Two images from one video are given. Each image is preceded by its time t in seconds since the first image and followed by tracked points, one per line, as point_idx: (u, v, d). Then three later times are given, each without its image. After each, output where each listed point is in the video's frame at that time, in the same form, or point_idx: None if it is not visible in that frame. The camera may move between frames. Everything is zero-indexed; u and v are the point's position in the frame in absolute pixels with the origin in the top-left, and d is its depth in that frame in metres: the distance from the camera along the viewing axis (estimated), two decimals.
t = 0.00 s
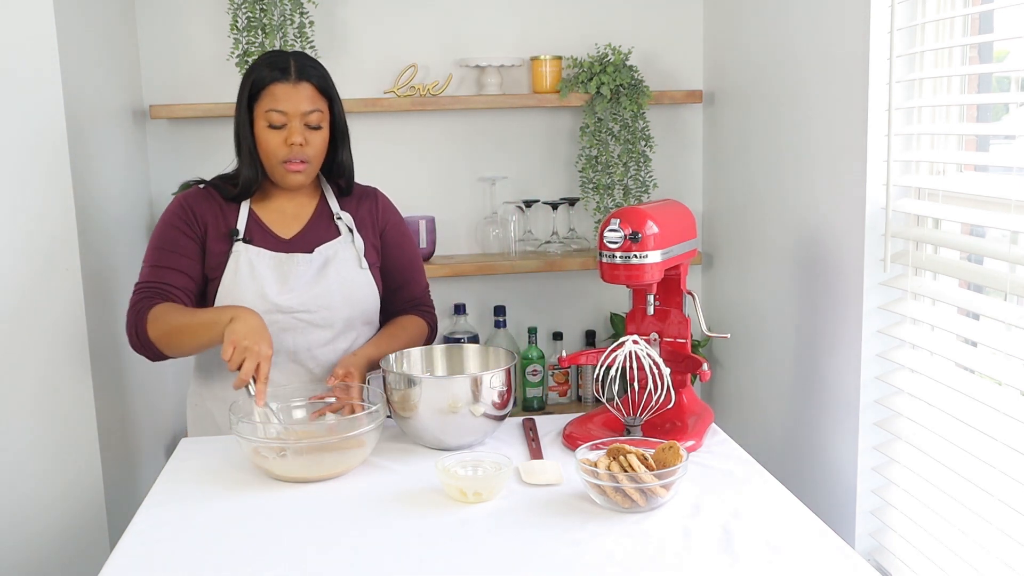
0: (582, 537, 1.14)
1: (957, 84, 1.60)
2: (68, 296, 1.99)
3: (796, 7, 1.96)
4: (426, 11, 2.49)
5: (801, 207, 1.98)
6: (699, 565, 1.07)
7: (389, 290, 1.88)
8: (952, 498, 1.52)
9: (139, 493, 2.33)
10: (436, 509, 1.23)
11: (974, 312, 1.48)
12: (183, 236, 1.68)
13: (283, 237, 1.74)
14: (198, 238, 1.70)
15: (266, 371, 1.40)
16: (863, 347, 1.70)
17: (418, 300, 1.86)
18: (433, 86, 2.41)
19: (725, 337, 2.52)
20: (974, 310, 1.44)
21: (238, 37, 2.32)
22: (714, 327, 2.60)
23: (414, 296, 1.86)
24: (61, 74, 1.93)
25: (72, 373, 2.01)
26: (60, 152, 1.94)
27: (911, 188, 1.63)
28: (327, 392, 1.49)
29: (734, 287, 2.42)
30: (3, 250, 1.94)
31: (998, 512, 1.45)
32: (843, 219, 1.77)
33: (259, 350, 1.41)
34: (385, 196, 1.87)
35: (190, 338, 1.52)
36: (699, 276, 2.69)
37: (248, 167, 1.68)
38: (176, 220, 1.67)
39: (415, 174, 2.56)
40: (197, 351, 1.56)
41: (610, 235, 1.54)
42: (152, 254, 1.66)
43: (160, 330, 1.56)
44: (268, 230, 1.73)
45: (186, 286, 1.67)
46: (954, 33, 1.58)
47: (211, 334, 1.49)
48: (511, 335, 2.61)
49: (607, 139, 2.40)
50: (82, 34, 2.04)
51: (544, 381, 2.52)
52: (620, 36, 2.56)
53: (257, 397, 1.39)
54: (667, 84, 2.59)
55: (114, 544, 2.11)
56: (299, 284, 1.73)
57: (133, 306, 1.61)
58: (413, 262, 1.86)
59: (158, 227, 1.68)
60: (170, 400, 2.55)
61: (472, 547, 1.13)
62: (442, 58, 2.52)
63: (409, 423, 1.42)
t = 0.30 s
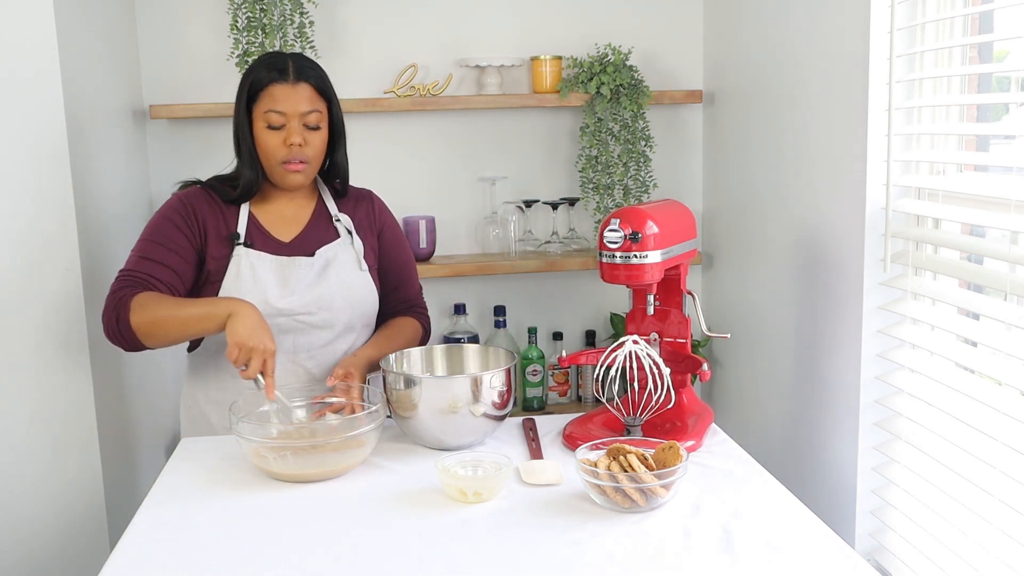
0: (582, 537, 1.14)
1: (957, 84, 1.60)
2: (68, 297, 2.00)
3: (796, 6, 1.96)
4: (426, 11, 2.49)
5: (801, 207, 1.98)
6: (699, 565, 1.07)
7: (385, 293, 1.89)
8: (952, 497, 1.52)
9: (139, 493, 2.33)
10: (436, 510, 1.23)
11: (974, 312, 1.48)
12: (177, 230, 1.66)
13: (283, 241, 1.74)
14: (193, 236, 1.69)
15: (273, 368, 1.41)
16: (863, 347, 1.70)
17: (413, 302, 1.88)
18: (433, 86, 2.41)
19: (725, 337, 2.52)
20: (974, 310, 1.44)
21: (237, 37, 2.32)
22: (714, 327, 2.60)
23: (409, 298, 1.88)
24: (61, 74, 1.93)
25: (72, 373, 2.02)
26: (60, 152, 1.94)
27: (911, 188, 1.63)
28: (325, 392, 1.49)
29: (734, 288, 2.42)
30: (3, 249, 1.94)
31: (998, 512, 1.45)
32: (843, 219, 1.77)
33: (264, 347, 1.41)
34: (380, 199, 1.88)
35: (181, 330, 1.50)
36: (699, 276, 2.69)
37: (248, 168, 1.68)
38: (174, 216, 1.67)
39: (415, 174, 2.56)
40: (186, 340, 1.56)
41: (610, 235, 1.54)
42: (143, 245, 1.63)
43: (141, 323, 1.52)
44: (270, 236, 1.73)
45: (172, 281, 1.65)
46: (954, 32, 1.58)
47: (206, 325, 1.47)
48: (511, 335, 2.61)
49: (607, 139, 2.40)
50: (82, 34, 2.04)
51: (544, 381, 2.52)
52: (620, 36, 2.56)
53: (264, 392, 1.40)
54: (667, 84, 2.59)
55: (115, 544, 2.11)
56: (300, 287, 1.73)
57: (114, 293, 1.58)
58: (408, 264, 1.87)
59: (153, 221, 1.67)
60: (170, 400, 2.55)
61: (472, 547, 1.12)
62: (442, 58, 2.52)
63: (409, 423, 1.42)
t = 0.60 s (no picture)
0: (582, 537, 1.14)
1: (957, 84, 1.60)
2: (68, 296, 2.00)
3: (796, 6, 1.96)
4: (426, 11, 2.49)
5: (801, 207, 1.98)
6: (699, 565, 1.07)
7: (383, 294, 1.89)
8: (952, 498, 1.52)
9: (139, 493, 2.33)
10: (436, 510, 1.23)
11: (974, 312, 1.48)
12: (186, 237, 1.66)
13: (280, 242, 1.74)
14: (199, 238, 1.68)
15: (307, 376, 1.39)
16: (863, 347, 1.70)
17: (410, 302, 1.88)
18: (433, 86, 2.41)
19: (725, 337, 2.52)
20: (974, 310, 1.44)
21: (237, 37, 2.31)
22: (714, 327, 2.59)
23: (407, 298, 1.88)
24: (61, 74, 1.93)
25: (72, 373, 2.02)
26: (60, 152, 1.94)
27: (911, 188, 1.63)
28: (325, 391, 1.48)
29: (734, 288, 2.42)
30: (3, 249, 1.94)
31: (998, 512, 1.45)
32: (843, 219, 1.77)
33: (296, 356, 1.40)
34: (376, 199, 1.88)
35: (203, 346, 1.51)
36: (699, 276, 2.69)
37: (247, 169, 1.68)
38: (177, 220, 1.66)
39: (416, 174, 2.56)
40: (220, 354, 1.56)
41: (610, 235, 1.54)
42: (154, 255, 1.63)
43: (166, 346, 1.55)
44: (266, 237, 1.73)
45: (192, 286, 1.65)
46: (954, 32, 1.58)
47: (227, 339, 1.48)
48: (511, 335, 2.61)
49: (607, 139, 2.40)
50: (82, 34, 2.04)
51: (544, 381, 2.52)
52: (620, 36, 2.56)
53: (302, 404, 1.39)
54: (667, 84, 2.59)
55: (115, 544, 2.11)
56: (296, 289, 1.73)
57: (140, 310, 1.58)
58: (405, 264, 1.87)
59: (157, 227, 1.66)
60: (170, 401, 2.55)
61: (472, 547, 1.12)
62: (442, 58, 2.52)
63: (409, 423, 1.42)
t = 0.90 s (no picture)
0: (582, 537, 1.14)
1: (957, 84, 1.60)
2: (68, 296, 1.99)
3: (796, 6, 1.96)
4: (426, 11, 2.49)
5: (801, 207, 1.98)
6: (699, 565, 1.07)
7: (382, 295, 1.89)
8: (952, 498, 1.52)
9: (138, 494, 2.33)
10: (436, 509, 1.23)
11: (974, 312, 1.48)
12: (173, 227, 1.66)
13: (278, 241, 1.74)
14: (188, 235, 1.69)
15: (254, 367, 1.40)
16: (863, 347, 1.70)
17: (409, 304, 1.87)
18: (433, 86, 2.41)
19: (725, 337, 2.52)
20: (974, 310, 1.44)
21: (237, 37, 2.31)
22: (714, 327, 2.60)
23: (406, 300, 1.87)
24: (61, 74, 1.93)
25: (71, 374, 2.02)
26: (61, 153, 1.94)
27: (911, 188, 1.63)
28: (326, 392, 1.49)
29: (734, 288, 2.42)
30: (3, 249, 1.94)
31: (998, 512, 1.45)
32: (843, 219, 1.77)
33: (249, 346, 1.40)
34: (376, 201, 1.87)
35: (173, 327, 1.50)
36: (699, 276, 2.69)
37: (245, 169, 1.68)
38: (167, 213, 1.66)
39: (416, 174, 2.56)
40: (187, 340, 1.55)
41: (610, 235, 1.54)
42: (139, 243, 1.63)
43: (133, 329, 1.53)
44: (264, 234, 1.73)
45: (170, 278, 1.64)
46: (954, 32, 1.58)
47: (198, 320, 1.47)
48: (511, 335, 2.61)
49: (607, 139, 2.40)
50: (82, 35, 2.04)
51: (544, 381, 2.52)
52: (620, 36, 2.56)
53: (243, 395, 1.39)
54: (667, 84, 2.59)
55: (114, 544, 2.11)
56: (297, 287, 1.73)
57: (114, 291, 1.58)
58: (403, 265, 1.87)
59: (148, 219, 1.67)
60: (170, 401, 2.55)
61: (472, 547, 1.12)
62: (442, 58, 2.52)
63: (409, 422, 1.42)
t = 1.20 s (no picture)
0: (582, 537, 1.14)
1: (957, 84, 1.60)
2: (68, 297, 1.99)
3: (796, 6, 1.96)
4: (426, 11, 2.49)
5: (801, 207, 1.98)
6: (699, 565, 1.07)
7: (383, 291, 1.88)
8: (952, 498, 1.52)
9: (139, 493, 2.33)
10: (436, 509, 1.23)
11: (974, 312, 1.48)
12: (172, 238, 1.67)
13: (274, 243, 1.74)
14: (190, 244, 1.69)
15: (291, 367, 1.41)
16: (863, 347, 1.70)
17: (409, 298, 1.86)
18: (433, 86, 2.41)
19: (724, 337, 2.52)
20: (974, 311, 1.44)
21: (237, 37, 2.31)
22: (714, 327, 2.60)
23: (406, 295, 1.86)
24: (61, 74, 1.93)
25: (70, 374, 2.01)
26: (60, 152, 1.94)
27: (911, 188, 1.63)
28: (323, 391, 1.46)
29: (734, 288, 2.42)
30: (3, 249, 1.94)
31: (998, 512, 1.45)
32: (843, 219, 1.77)
33: (276, 350, 1.41)
34: (373, 197, 1.87)
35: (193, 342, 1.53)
36: (699, 276, 2.69)
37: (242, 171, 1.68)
38: (167, 225, 1.67)
39: (416, 174, 2.56)
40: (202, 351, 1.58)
41: (610, 235, 1.54)
42: (143, 258, 1.64)
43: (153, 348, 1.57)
44: (260, 238, 1.73)
45: (177, 291, 1.66)
46: (954, 32, 1.58)
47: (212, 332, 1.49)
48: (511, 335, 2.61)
49: (607, 139, 2.40)
50: (82, 35, 2.04)
51: (544, 381, 2.52)
52: (620, 36, 2.56)
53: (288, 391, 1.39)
54: (667, 84, 2.59)
55: (114, 544, 2.11)
56: (291, 289, 1.73)
57: (124, 312, 1.61)
58: (404, 260, 1.86)
59: (149, 231, 1.67)
60: (170, 400, 2.55)
61: (473, 547, 1.12)
62: (442, 58, 2.52)
63: (408, 422, 1.42)
